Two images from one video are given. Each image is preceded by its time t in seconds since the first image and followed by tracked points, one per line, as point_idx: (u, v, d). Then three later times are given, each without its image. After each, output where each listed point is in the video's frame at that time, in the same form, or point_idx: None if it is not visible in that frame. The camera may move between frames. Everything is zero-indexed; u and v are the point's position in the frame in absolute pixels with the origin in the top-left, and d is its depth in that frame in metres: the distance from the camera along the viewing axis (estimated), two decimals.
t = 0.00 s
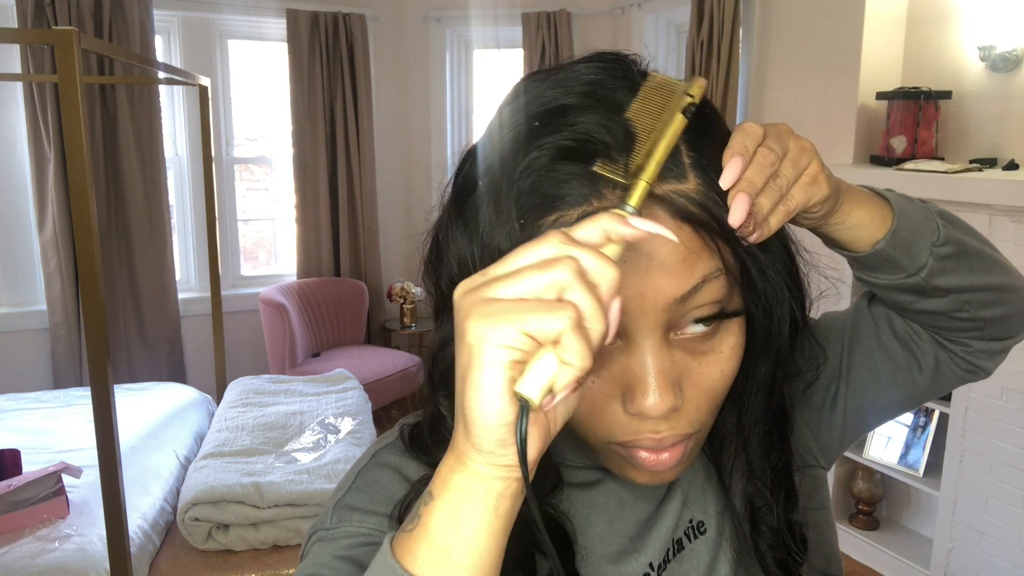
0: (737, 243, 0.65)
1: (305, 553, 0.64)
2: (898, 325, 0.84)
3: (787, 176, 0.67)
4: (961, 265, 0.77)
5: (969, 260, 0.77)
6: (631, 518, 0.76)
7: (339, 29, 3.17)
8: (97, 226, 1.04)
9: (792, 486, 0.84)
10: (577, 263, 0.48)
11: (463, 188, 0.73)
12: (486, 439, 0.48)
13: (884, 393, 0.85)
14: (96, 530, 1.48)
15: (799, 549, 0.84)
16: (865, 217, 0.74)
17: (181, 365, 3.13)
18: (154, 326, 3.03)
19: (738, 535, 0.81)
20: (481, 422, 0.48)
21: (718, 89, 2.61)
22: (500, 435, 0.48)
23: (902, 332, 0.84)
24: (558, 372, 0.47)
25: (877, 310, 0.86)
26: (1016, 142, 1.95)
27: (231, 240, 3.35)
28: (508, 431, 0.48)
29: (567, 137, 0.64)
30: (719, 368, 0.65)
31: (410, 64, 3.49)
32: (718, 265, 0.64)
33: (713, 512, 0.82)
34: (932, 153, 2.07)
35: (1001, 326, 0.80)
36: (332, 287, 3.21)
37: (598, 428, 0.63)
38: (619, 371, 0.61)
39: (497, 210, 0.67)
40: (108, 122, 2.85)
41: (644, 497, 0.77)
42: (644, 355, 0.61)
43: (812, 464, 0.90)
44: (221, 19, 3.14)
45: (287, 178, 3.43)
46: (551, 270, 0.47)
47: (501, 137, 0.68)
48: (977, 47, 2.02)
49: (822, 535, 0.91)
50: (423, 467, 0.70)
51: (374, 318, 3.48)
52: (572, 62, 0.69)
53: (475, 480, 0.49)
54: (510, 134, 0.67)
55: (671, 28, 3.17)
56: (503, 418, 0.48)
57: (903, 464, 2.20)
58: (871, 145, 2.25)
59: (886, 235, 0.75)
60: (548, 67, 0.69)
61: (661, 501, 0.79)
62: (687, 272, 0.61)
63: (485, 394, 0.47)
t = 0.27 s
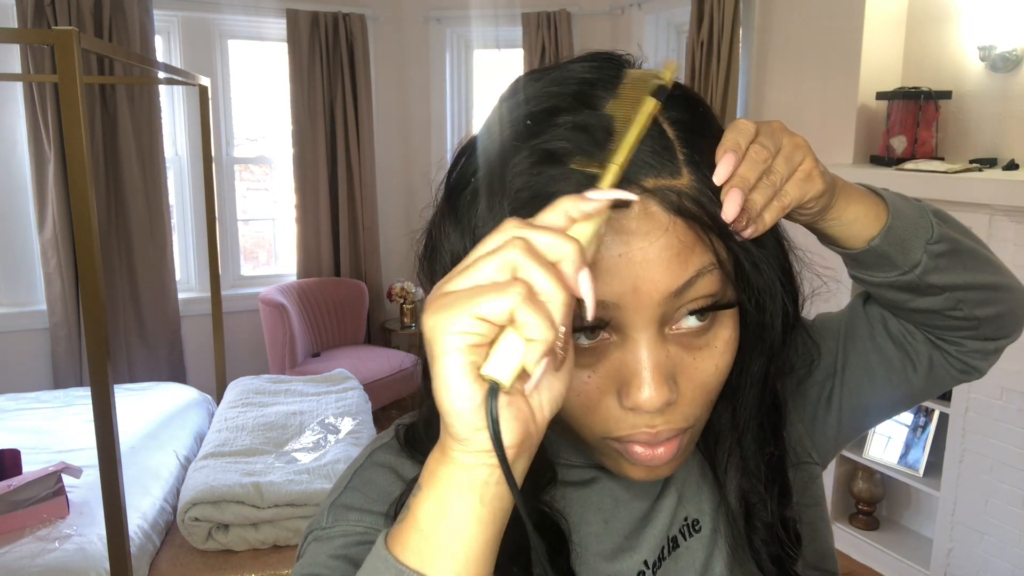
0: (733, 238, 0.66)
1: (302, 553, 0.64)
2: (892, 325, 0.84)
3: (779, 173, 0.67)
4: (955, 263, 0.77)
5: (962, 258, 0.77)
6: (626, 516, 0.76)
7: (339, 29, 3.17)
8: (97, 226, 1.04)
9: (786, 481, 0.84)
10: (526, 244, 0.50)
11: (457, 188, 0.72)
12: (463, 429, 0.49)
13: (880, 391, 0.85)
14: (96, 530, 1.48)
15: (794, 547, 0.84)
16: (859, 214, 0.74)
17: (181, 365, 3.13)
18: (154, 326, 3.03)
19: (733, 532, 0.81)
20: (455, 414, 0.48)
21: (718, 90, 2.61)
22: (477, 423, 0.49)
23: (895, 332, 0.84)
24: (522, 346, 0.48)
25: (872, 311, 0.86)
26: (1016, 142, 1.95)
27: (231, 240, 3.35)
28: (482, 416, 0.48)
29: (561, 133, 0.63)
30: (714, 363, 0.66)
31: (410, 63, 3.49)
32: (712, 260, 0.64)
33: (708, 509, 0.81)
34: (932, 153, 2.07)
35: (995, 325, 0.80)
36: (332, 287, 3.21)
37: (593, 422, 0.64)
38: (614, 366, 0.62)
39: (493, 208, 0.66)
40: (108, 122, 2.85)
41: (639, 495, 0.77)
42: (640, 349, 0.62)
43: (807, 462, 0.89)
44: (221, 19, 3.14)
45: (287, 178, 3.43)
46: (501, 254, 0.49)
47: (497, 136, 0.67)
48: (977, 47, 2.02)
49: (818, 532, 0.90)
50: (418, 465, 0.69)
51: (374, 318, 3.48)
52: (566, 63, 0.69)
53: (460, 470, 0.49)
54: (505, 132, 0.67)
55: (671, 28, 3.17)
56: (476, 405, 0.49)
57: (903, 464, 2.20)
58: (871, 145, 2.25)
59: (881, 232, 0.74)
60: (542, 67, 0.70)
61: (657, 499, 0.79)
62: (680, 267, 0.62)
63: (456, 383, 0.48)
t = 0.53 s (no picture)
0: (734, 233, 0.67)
1: (299, 554, 0.64)
2: (886, 325, 0.83)
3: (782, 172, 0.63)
4: (949, 254, 0.74)
5: (956, 248, 0.74)
6: (622, 515, 0.76)
7: (339, 28, 3.17)
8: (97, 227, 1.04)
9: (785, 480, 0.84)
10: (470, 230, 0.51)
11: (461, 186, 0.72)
12: (426, 418, 0.51)
13: (880, 391, 0.84)
14: (96, 530, 1.48)
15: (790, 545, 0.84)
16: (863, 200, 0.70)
17: (181, 365, 3.13)
18: (155, 326, 3.03)
19: (731, 528, 0.82)
20: (416, 404, 0.51)
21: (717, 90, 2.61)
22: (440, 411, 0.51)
23: (889, 331, 0.83)
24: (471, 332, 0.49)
25: (867, 311, 0.85)
26: (1016, 142, 1.95)
27: (231, 240, 3.35)
28: (441, 405, 0.51)
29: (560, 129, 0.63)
30: (715, 358, 0.66)
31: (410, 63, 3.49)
32: (715, 255, 0.64)
33: (704, 509, 0.81)
34: (931, 153, 2.07)
35: (990, 321, 0.78)
36: (332, 287, 3.21)
37: (596, 416, 0.64)
38: (617, 360, 0.62)
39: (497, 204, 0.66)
40: (108, 122, 2.85)
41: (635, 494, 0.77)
42: (644, 342, 0.62)
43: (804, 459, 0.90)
44: (221, 19, 3.14)
45: (287, 178, 3.44)
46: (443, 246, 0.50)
47: (498, 134, 0.68)
48: (977, 47, 2.02)
49: (813, 529, 0.91)
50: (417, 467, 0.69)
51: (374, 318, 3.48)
52: (564, 61, 0.70)
53: (427, 461, 0.52)
54: (505, 128, 0.67)
55: (671, 28, 3.17)
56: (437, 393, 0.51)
57: (903, 464, 2.20)
58: (871, 146, 2.25)
59: (880, 214, 0.71)
60: (540, 66, 0.70)
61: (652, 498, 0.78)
62: (685, 260, 0.62)
63: (417, 374, 0.51)
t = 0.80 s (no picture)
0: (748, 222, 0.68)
1: (299, 550, 0.64)
2: (873, 311, 0.83)
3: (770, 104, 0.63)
4: (951, 211, 0.72)
5: (957, 205, 0.72)
6: (624, 513, 0.75)
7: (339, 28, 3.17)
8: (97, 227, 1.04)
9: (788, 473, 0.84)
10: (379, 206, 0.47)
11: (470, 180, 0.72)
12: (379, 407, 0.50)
13: (876, 370, 0.83)
14: (96, 530, 1.48)
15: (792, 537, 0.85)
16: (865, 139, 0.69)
17: (181, 365, 3.13)
18: (155, 326, 3.03)
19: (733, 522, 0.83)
20: (365, 392, 0.50)
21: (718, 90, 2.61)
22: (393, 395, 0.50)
23: (875, 318, 0.82)
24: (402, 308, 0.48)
25: (856, 290, 0.84)
26: (1016, 142, 1.95)
27: (231, 240, 3.35)
28: (389, 387, 0.50)
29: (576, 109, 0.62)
30: (727, 347, 0.66)
31: (410, 63, 3.48)
32: (731, 244, 0.65)
33: (704, 506, 0.81)
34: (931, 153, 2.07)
35: (985, 287, 0.77)
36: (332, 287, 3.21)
37: (607, 404, 0.63)
38: (634, 346, 0.62)
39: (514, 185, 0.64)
40: (108, 122, 2.85)
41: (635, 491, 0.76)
42: (661, 328, 0.62)
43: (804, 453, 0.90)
44: (221, 19, 3.14)
45: (287, 178, 3.43)
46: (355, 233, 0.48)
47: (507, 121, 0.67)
48: (978, 47, 2.02)
49: (812, 528, 0.90)
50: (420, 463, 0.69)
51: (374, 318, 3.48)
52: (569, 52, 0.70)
53: (388, 446, 0.51)
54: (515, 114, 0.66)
55: (672, 28, 3.17)
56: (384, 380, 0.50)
57: (903, 464, 2.20)
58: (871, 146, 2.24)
59: (885, 161, 0.69)
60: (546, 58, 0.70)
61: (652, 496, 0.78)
62: (704, 246, 0.62)
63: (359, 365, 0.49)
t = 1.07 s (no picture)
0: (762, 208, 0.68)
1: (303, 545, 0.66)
2: (874, 313, 0.82)
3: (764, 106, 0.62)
4: (952, 211, 0.72)
5: (957, 207, 0.73)
6: (624, 509, 0.76)
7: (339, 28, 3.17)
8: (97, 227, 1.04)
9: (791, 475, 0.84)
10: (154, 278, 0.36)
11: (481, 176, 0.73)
12: (249, 495, 0.41)
13: (878, 371, 0.82)
14: (96, 530, 1.48)
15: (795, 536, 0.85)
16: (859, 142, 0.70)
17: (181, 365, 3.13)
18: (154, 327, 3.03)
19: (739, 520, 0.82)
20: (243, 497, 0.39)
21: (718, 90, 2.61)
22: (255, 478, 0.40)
23: (876, 321, 0.82)
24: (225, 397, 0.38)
25: (856, 294, 0.84)
26: (1016, 142, 1.95)
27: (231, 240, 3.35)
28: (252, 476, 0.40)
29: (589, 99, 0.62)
30: (736, 338, 0.66)
31: (410, 63, 3.48)
32: (742, 234, 0.65)
33: (705, 506, 0.81)
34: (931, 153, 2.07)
35: (988, 289, 0.76)
36: (332, 287, 3.21)
37: (620, 395, 0.63)
38: (649, 335, 0.62)
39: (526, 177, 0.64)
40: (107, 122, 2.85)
41: (638, 490, 0.77)
42: (674, 317, 0.61)
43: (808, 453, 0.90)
44: (221, 19, 3.14)
45: (287, 178, 3.44)
46: (112, 336, 0.34)
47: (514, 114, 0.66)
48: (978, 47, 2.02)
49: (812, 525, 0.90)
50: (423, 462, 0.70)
51: (374, 318, 3.48)
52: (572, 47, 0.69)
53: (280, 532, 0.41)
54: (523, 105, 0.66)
55: (672, 27, 3.17)
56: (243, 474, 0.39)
57: (903, 464, 2.20)
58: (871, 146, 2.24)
59: (882, 163, 0.70)
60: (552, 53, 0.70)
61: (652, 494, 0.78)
62: (716, 235, 0.62)
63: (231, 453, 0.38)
